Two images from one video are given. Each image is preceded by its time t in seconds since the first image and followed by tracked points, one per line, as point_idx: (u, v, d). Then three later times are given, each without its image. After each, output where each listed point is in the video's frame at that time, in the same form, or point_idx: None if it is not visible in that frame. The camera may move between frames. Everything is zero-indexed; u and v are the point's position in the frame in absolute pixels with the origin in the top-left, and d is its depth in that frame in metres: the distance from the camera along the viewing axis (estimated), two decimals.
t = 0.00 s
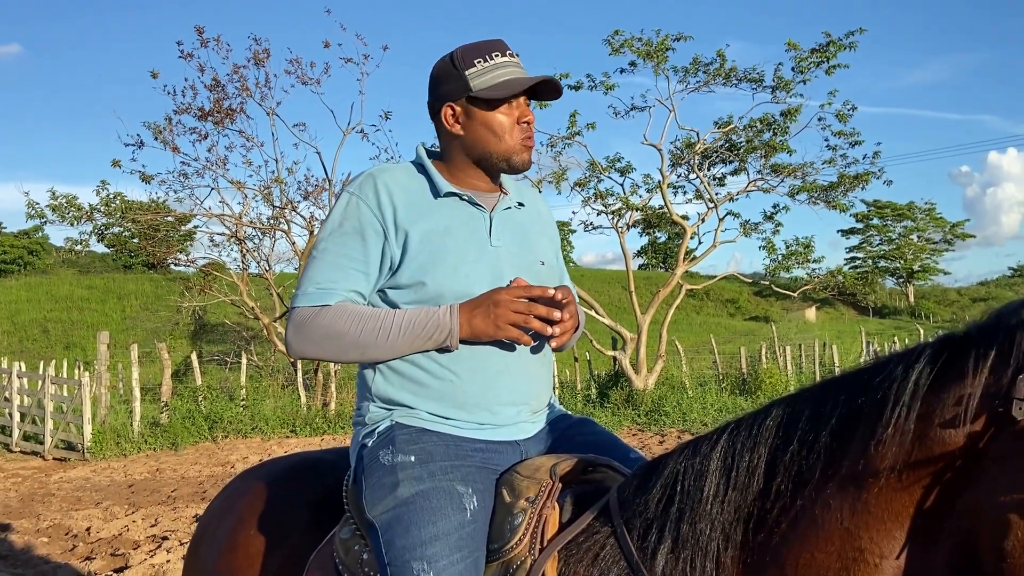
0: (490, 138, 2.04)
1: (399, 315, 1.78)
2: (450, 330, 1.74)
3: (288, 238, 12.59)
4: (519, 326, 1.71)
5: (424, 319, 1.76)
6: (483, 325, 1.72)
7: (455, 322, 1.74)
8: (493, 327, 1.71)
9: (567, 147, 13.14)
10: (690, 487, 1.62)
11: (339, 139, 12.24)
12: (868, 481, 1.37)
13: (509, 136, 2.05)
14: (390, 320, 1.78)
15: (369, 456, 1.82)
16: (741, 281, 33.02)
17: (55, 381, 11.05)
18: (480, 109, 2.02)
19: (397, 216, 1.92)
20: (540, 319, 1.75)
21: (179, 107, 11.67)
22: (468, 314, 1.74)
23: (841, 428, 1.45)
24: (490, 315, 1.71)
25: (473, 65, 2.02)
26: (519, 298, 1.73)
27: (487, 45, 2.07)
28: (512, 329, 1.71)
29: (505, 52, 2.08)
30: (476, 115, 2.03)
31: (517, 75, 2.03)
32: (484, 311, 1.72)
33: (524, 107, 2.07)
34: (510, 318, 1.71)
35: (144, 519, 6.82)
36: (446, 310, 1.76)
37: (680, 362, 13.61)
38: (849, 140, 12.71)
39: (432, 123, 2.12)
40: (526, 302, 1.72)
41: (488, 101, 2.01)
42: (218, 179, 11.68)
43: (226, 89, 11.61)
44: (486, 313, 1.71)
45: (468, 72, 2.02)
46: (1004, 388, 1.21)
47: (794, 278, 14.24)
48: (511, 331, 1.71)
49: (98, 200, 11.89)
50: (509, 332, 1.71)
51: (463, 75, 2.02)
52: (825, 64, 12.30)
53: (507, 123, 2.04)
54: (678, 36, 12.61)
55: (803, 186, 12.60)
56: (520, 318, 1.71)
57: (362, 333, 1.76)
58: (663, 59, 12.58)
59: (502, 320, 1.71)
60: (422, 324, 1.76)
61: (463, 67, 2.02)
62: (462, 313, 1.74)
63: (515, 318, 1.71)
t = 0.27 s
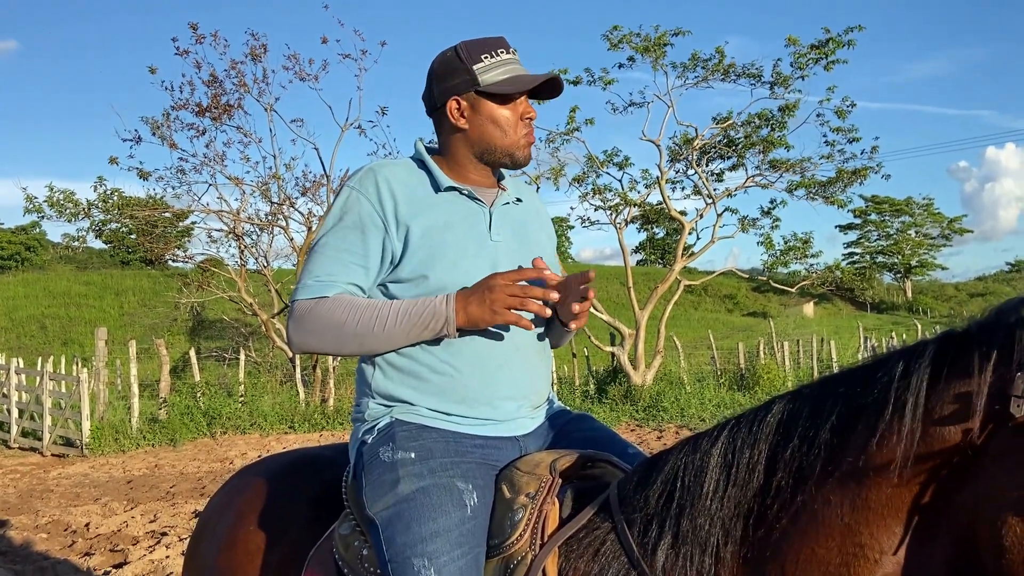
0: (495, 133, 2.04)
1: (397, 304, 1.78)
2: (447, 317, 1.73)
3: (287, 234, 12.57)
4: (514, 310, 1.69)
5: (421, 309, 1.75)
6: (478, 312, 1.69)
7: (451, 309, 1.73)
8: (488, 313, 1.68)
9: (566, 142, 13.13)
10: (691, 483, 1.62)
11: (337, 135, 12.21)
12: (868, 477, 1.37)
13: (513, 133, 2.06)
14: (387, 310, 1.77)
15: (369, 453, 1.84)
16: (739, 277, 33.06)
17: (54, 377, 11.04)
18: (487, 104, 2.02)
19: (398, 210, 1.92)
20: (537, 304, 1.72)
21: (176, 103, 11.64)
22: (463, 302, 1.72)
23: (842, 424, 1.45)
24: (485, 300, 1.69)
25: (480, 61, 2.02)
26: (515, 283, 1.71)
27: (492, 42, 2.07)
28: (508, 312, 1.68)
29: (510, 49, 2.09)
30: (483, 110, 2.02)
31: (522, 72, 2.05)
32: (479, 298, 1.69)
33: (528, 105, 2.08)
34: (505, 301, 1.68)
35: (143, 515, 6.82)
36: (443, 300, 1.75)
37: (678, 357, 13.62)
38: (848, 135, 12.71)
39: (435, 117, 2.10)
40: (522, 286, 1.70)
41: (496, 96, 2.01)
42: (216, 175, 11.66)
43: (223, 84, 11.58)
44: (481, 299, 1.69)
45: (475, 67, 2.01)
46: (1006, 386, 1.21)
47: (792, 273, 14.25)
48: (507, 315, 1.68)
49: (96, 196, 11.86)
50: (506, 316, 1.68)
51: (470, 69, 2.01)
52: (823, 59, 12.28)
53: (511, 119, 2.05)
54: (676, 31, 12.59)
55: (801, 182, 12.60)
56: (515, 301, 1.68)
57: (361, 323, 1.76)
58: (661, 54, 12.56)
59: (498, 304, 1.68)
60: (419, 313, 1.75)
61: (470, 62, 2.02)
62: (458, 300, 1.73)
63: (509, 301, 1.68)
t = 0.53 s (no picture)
0: (493, 128, 2.05)
1: (373, 303, 1.73)
2: (410, 321, 1.64)
3: (284, 230, 12.55)
4: (461, 319, 1.55)
5: (388, 312, 1.68)
6: (434, 318, 1.60)
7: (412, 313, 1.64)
8: (443, 323, 1.58)
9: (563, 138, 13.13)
10: (688, 472, 1.69)
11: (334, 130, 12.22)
12: (859, 463, 1.45)
13: (511, 128, 2.06)
14: (363, 307, 1.73)
15: (367, 447, 1.85)
16: (736, 273, 33.08)
17: (51, 373, 11.02)
18: (485, 99, 2.02)
19: (396, 206, 1.93)
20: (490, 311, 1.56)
21: (173, 98, 11.61)
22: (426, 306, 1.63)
23: (834, 412, 1.52)
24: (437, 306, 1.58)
25: (480, 56, 2.02)
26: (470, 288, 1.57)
27: (492, 37, 2.08)
28: (455, 320, 1.56)
29: (509, 45, 2.09)
30: (481, 105, 2.03)
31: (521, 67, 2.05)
32: (434, 307, 1.59)
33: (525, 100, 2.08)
34: (451, 310, 1.55)
35: (142, 511, 6.82)
36: (411, 304, 1.67)
37: (676, 353, 13.65)
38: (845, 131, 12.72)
39: (434, 112, 2.11)
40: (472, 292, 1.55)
41: (493, 93, 2.02)
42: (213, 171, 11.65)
43: (220, 80, 11.54)
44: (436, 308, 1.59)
45: (474, 62, 2.02)
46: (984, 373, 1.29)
47: (789, 269, 14.27)
48: (454, 324, 1.56)
49: (92, 191, 11.84)
50: (453, 325, 1.56)
51: (469, 64, 2.02)
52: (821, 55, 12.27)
53: (510, 114, 2.05)
54: (673, 26, 12.56)
55: (798, 177, 12.61)
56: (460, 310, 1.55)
57: (336, 321, 1.73)
58: (658, 50, 12.54)
59: (451, 315, 1.56)
60: (386, 316, 1.69)
61: (470, 57, 2.02)
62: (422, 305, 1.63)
63: (455, 309, 1.55)
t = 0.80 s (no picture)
0: (489, 126, 2.05)
1: (370, 304, 1.72)
2: (406, 324, 1.64)
3: (280, 227, 12.54)
4: (456, 323, 1.55)
5: (386, 313, 1.68)
6: (429, 321, 1.60)
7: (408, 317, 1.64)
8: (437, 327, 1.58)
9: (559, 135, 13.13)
10: (684, 463, 1.71)
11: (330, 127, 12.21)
12: (851, 452, 1.49)
13: (507, 125, 2.06)
14: (362, 306, 1.73)
15: (369, 441, 1.87)
16: (733, 269, 33.11)
17: (47, 370, 11.00)
18: (480, 97, 2.03)
19: (396, 203, 1.93)
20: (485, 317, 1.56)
21: (168, 95, 11.59)
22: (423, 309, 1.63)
23: (825, 401, 1.56)
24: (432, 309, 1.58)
25: (475, 54, 2.02)
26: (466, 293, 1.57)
27: (487, 36, 2.08)
28: (450, 325, 1.56)
29: (505, 43, 2.09)
30: (476, 104, 2.03)
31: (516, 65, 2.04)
32: (429, 311, 1.59)
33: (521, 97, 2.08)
34: (446, 314, 1.55)
35: (139, 508, 6.81)
36: (409, 306, 1.67)
37: (673, 349, 13.66)
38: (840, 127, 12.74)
39: (431, 111, 2.11)
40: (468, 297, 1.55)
41: (488, 91, 2.02)
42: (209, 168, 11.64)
43: (216, 77, 11.53)
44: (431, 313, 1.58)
45: (469, 60, 2.02)
46: (965, 357, 1.34)
47: (785, 265, 14.29)
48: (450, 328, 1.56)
49: (88, 189, 11.81)
50: (449, 329, 1.56)
51: (464, 63, 2.02)
52: (816, 51, 12.29)
53: (505, 112, 2.05)
54: (669, 23, 12.57)
55: (794, 173, 12.63)
56: (455, 315, 1.55)
57: (333, 320, 1.73)
58: (654, 46, 12.55)
59: (444, 320, 1.56)
60: (382, 318, 1.69)
61: (464, 55, 2.02)
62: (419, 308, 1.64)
63: (450, 314, 1.55)
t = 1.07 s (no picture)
0: (486, 127, 2.06)
1: (395, 307, 1.78)
2: (439, 325, 1.71)
3: (275, 226, 12.51)
4: (498, 324, 1.65)
5: (415, 316, 1.75)
6: (466, 323, 1.67)
7: (442, 319, 1.71)
8: (475, 326, 1.66)
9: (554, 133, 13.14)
10: (688, 460, 1.73)
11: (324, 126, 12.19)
12: (852, 450, 1.51)
13: (505, 126, 2.06)
14: (385, 310, 1.78)
15: (376, 438, 1.88)
16: (727, 267, 33.18)
17: (41, 370, 10.96)
18: (477, 99, 2.03)
19: (400, 204, 1.94)
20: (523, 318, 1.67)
21: (162, 94, 11.55)
22: (455, 311, 1.70)
23: (826, 399, 1.58)
24: (472, 312, 1.66)
25: (472, 56, 2.03)
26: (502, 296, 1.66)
27: (485, 38, 2.08)
28: (492, 327, 1.65)
29: (502, 44, 2.09)
30: (473, 105, 2.04)
31: (512, 66, 2.04)
32: (467, 309, 1.67)
33: (518, 98, 2.08)
34: (489, 316, 1.64)
35: (135, 508, 6.80)
36: (438, 308, 1.73)
37: (667, 346, 13.68)
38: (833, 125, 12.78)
39: (431, 113, 2.12)
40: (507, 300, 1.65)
41: (484, 93, 2.02)
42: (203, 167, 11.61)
43: (209, 76, 11.49)
44: (470, 310, 1.67)
45: (466, 62, 2.02)
46: (963, 357, 1.35)
47: (779, 262, 14.33)
48: (491, 329, 1.65)
49: (82, 188, 11.76)
50: (490, 331, 1.65)
51: (461, 65, 2.03)
52: (809, 49, 12.33)
53: (503, 112, 2.05)
54: (662, 21, 12.59)
55: (787, 171, 12.66)
56: (498, 316, 1.64)
57: (358, 322, 1.76)
58: (647, 44, 12.56)
59: (484, 318, 1.65)
60: (412, 321, 1.75)
61: (462, 57, 2.03)
62: (451, 309, 1.71)
63: (493, 316, 1.64)
